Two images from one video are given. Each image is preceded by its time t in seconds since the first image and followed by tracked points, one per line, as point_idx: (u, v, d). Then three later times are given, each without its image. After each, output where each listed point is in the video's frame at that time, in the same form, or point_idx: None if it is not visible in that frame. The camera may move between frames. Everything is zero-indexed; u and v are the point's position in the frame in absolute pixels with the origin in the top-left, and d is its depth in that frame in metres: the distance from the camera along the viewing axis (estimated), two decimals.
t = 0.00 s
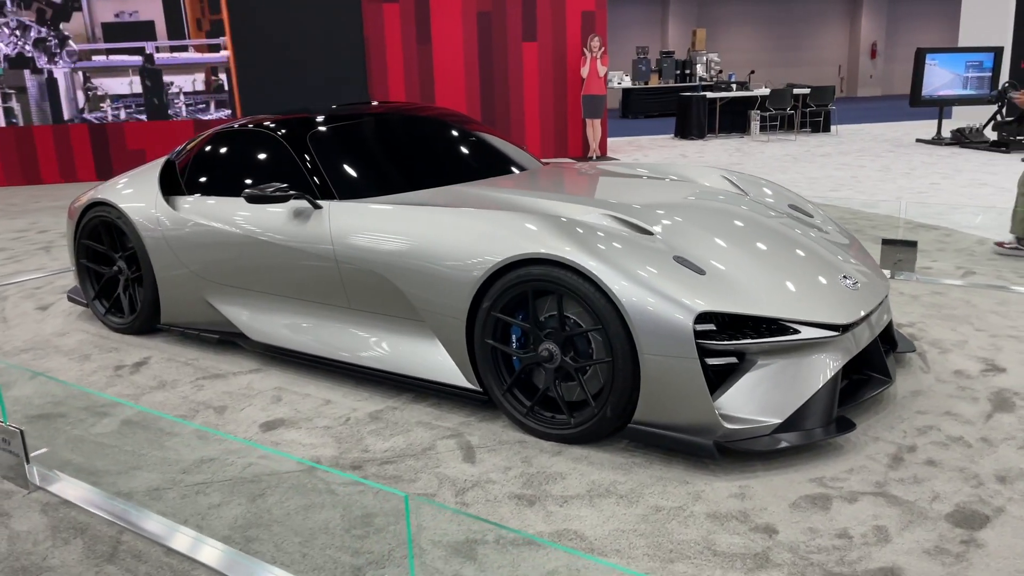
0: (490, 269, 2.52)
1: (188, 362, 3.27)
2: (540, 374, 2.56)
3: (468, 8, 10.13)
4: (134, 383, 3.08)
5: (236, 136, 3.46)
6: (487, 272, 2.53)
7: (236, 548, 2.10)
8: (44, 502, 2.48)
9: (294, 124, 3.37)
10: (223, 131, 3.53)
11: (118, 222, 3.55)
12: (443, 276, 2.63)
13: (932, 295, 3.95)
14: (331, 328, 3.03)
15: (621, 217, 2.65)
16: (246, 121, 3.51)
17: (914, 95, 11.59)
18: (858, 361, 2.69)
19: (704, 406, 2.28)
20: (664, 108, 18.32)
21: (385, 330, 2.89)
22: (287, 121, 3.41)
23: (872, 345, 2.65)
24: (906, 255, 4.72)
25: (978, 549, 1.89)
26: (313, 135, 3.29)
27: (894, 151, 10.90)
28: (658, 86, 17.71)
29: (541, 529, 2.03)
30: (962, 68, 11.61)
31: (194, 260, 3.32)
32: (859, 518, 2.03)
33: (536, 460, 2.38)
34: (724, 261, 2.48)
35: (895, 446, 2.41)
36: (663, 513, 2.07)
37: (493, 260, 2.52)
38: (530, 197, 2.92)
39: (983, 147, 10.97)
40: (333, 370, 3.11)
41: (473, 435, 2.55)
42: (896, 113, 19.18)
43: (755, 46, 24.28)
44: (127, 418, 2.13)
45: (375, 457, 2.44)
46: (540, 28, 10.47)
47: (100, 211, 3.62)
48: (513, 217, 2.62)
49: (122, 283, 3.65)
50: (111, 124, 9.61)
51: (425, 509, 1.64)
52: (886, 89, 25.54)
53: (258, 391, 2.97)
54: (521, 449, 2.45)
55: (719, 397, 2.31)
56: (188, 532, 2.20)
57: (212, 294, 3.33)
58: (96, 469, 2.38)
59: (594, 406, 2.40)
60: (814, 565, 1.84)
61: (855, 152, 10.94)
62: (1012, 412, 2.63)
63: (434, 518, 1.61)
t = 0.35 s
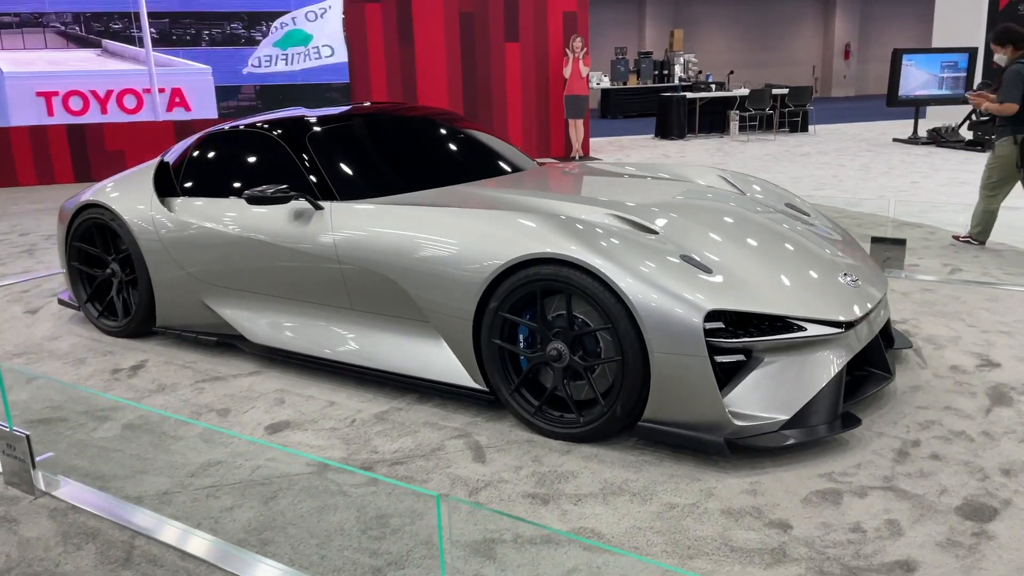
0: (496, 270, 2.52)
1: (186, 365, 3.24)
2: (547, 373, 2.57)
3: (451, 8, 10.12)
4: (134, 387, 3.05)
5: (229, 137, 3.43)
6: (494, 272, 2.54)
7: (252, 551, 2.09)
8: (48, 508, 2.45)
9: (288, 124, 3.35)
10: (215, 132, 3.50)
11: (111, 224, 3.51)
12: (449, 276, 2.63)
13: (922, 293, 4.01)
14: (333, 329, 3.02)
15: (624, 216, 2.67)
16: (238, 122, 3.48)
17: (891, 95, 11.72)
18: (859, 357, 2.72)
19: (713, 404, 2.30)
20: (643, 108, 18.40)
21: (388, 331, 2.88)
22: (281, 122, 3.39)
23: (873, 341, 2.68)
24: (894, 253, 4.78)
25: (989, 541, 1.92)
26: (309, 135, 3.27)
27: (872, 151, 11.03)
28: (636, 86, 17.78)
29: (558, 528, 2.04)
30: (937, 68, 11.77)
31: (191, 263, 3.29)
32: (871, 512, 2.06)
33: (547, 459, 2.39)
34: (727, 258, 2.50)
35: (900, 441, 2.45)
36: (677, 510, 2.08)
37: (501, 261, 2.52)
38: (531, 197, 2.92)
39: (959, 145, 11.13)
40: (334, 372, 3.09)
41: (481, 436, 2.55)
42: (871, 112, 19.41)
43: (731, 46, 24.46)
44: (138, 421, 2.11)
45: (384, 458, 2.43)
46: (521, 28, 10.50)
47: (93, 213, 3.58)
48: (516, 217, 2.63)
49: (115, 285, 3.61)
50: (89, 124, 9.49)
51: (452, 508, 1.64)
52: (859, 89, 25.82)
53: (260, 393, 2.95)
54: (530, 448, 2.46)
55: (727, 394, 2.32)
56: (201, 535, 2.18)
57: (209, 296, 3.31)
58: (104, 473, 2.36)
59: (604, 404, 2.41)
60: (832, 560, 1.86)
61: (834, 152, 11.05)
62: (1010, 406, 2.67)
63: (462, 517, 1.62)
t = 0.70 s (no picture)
0: (503, 268, 2.52)
1: (184, 367, 3.21)
2: (555, 372, 2.57)
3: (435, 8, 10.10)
4: (133, 389, 3.01)
5: (226, 137, 3.41)
6: (502, 270, 2.53)
7: (267, 553, 2.08)
8: (53, 512, 2.41)
9: (285, 124, 3.33)
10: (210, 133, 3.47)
11: (105, 225, 3.47)
12: (455, 274, 2.62)
13: (915, 289, 4.05)
14: (335, 329, 2.99)
15: (628, 214, 2.67)
16: (234, 122, 3.46)
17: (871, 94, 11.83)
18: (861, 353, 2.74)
19: (723, 400, 2.30)
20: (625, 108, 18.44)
21: (392, 331, 2.86)
22: (278, 121, 3.37)
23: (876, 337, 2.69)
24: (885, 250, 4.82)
25: (1002, 533, 1.94)
26: (307, 134, 3.26)
27: (854, 150, 11.13)
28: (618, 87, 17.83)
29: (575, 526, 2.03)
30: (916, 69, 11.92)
31: (188, 264, 3.26)
32: (885, 507, 2.07)
33: (557, 458, 2.38)
34: (732, 255, 2.51)
35: (906, 435, 2.47)
36: (693, 506, 2.09)
37: (508, 259, 2.51)
38: (533, 195, 2.92)
39: (938, 144, 11.26)
40: (336, 373, 3.07)
41: (490, 435, 2.54)
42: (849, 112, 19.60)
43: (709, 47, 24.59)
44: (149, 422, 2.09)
45: (394, 458, 2.42)
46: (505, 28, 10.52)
47: (86, 214, 3.53)
48: (521, 216, 2.63)
49: (109, 287, 3.56)
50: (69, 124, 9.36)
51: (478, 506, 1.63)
52: (837, 89, 26.02)
53: (263, 394, 2.93)
54: (540, 447, 2.45)
55: (736, 390, 2.32)
56: (214, 537, 2.16)
57: (207, 297, 3.27)
58: (111, 475, 2.33)
59: (614, 402, 2.41)
60: (850, 554, 1.87)
61: (817, 151, 11.14)
62: (1011, 400, 2.70)
63: (489, 515, 1.61)
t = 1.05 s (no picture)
0: (515, 267, 2.51)
1: (184, 370, 3.17)
2: (568, 372, 2.56)
3: (419, 8, 10.07)
4: (135, 393, 2.97)
5: (224, 138, 3.37)
6: (514, 270, 2.51)
7: (288, 557, 2.05)
8: (61, 519, 2.37)
9: (284, 124, 3.30)
10: (207, 135, 3.43)
11: (100, 226, 3.41)
12: (465, 274, 2.61)
13: (911, 286, 4.09)
14: (340, 330, 2.96)
15: (638, 213, 2.67)
16: (231, 122, 3.43)
17: (851, 94, 11.93)
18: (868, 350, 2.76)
19: (739, 398, 2.30)
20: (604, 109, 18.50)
21: (400, 332, 2.84)
22: (278, 121, 3.33)
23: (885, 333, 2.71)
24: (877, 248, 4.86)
25: (1022, 527, 1.96)
26: (308, 134, 3.23)
27: (835, 149, 11.22)
28: (597, 87, 17.86)
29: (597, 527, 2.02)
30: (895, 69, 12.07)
31: (188, 266, 3.21)
32: (903, 502, 2.08)
33: (573, 457, 2.37)
34: (743, 253, 2.52)
35: (917, 431, 2.49)
36: (714, 505, 2.09)
37: (521, 259, 2.50)
38: (541, 194, 2.91)
39: (918, 143, 11.39)
40: (341, 375, 3.04)
41: (503, 435, 2.53)
42: (826, 112, 19.80)
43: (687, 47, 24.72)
44: (165, 425, 2.06)
45: (408, 460, 2.40)
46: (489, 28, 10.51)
47: (80, 215, 3.47)
48: (532, 214, 2.62)
49: (104, 290, 3.50)
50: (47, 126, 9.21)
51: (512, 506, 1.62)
52: (812, 90, 26.21)
53: (268, 397, 2.89)
54: (554, 447, 2.44)
55: (752, 387, 2.33)
56: (231, 542, 2.13)
57: (207, 299, 3.23)
58: (122, 480, 2.29)
59: (629, 400, 2.40)
60: (874, 549, 1.88)
61: (799, 151, 11.22)
62: (1017, 395, 2.73)
63: (525, 514, 1.60)
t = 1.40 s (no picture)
0: (529, 270, 2.49)
1: (186, 375, 3.13)
2: (581, 375, 2.56)
3: (404, 8, 10.04)
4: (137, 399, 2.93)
5: (223, 140, 3.34)
6: (526, 273, 2.50)
7: (308, 564, 2.03)
8: (73, 529, 2.34)
9: (285, 126, 3.28)
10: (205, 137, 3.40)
11: (97, 230, 3.36)
12: (475, 276, 2.59)
13: (907, 286, 4.12)
14: (346, 334, 2.95)
15: (646, 215, 2.67)
16: (230, 124, 3.39)
17: (834, 95, 12.02)
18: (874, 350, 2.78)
19: (754, 399, 2.31)
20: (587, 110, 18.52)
21: (409, 336, 2.82)
22: (277, 123, 3.31)
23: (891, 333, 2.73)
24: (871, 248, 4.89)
25: None
26: (308, 135, 3.21)
27: (819, 149, 11.29)
28: (580, 88, 17.89)
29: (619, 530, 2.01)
30: (877, 69, 12.16)
31: (188, 270, 3.17)
32: (921, 501, 2.09)
33: (589, 460, 2.37)
34: (754, 253, 2.53)
35: (927, 430, 2.50)
36: (733, 506, 2.09)
37: (533, 261, 2.49)
38: (545, 197, 2.91)
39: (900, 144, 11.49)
40: (347, 379, 3.02)
41: (515, 438, 2.52)
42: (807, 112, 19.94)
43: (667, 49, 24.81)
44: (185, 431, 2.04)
45: (423, 464, 2.39)
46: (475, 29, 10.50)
47: (77, 219, 3.42)
48: (541, 217, 2.62)
49: (101, 295, 3.45)
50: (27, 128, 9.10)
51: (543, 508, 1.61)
52: (791, 91, 26.36)
53: (275, 402, 2.86)
54: (568, 449, 2.44)
55: (767, 387, 2.33)
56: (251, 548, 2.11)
57: (208, 303, 3.19)
58: (136, 487, 2.27)
59: (643, 402, 2.40)
60: (896, 549, 1.89)
61: (783, 151, 11.28)
62: (1021, 393, 2.76)
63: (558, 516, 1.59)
